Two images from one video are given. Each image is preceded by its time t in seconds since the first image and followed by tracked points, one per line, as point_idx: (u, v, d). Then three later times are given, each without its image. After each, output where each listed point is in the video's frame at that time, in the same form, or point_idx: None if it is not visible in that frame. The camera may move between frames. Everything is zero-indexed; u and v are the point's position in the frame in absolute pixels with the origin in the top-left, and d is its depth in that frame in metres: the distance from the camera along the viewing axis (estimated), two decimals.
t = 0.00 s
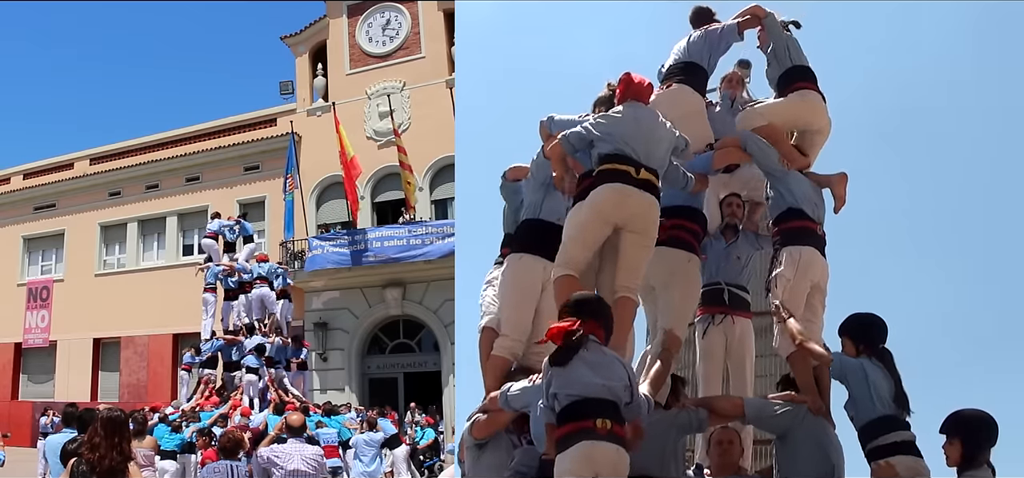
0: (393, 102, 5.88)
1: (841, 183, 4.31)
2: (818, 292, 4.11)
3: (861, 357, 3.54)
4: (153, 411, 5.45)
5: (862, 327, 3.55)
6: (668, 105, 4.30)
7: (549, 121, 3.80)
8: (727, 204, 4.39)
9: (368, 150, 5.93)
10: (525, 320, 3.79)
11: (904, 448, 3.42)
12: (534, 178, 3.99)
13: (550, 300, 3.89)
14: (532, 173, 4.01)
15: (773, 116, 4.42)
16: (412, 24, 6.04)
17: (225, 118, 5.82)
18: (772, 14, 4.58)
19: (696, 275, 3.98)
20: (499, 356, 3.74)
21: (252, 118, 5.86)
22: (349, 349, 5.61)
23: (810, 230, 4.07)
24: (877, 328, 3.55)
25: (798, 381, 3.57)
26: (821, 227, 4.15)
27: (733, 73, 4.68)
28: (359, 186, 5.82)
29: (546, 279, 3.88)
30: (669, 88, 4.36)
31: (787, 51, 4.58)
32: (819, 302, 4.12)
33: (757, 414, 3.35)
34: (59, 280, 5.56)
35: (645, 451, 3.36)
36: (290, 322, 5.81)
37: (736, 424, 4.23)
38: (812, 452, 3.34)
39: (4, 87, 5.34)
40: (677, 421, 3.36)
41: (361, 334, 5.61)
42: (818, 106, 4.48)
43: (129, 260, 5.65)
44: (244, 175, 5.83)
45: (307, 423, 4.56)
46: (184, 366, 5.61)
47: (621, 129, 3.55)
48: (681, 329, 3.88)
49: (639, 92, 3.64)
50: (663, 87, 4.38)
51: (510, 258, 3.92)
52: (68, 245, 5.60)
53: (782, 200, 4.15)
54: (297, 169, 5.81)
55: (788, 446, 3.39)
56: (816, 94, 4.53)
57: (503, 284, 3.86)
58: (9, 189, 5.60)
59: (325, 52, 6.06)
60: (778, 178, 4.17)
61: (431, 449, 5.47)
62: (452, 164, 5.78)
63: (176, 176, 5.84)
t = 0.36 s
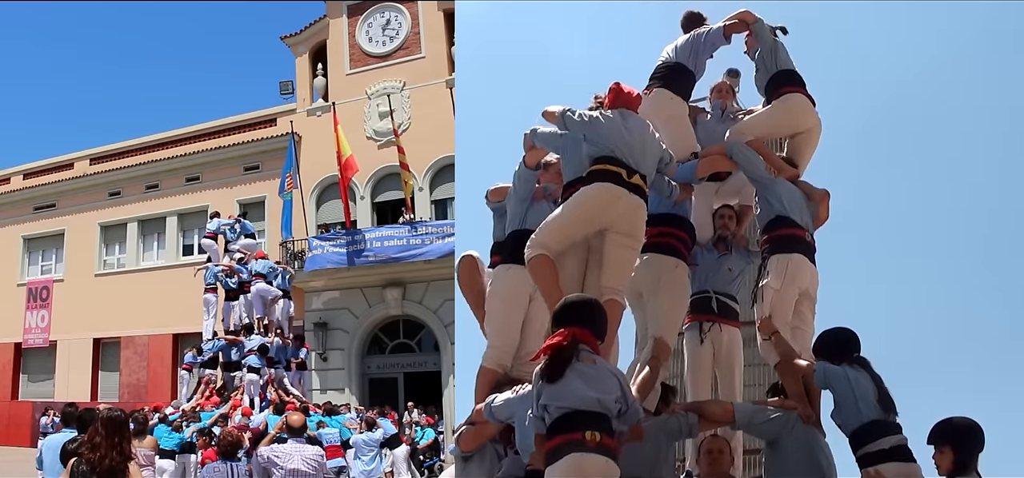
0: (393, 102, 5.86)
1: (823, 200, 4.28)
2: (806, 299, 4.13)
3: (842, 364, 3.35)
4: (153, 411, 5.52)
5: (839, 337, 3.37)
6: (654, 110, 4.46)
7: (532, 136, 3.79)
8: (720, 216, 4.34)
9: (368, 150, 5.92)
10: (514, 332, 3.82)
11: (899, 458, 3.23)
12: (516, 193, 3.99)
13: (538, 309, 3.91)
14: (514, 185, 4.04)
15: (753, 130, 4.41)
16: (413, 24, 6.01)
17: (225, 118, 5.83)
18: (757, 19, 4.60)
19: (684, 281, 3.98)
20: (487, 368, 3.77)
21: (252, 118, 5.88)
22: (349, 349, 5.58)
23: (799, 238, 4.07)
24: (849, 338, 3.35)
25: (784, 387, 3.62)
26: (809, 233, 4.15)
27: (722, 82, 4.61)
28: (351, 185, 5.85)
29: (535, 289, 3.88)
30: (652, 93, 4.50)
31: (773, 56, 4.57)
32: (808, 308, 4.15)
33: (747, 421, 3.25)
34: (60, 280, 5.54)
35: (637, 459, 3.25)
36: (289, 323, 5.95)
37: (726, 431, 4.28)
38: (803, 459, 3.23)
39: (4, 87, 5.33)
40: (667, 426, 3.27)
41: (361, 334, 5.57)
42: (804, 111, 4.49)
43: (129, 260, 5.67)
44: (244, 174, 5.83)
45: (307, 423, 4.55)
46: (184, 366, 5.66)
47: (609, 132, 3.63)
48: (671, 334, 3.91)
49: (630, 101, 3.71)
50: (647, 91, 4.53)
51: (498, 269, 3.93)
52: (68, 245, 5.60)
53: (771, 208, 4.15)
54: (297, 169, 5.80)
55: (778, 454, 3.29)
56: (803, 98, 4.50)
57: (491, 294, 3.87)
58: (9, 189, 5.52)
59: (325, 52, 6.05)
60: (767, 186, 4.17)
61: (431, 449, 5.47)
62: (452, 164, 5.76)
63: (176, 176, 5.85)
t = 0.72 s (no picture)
0: (393, 102, 5.86)
1: (818, 211, 4.30)
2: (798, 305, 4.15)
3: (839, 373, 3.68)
4: (154, 411, 5.49)
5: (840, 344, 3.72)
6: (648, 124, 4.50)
7: (522, 144, 4.03)
8: (711, 223, 4.46)
9: (368, 150, 5.92)
10: (505, 341, 3.99)
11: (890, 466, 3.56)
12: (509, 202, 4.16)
13: (530, 319, 4.08)
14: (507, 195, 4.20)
15: (751, 130, 4.54)
16: (413, 24, 6.00)
17: (224, 118, 5.82)
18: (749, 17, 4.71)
19: (672, 292, 4.04)
20: (478, 376, 3.93)
21: (252, 118, 5.86)
22: (349, 349, 5.59)
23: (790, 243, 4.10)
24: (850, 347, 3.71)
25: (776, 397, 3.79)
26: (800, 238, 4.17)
27: (717, 93, 4.52)
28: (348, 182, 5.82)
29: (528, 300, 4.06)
30: (648, 107, 4.54)
31: (766, 52, 4.70)
32: (801, 314, 4.15)
33: (732, 435, 3.48)
34: (59, 280, 5.57)
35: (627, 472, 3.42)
36: (289, 323, 5.79)
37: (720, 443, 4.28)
38: (789, 464, 3.50)
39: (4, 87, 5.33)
40: (654, 438, 3.49)
41: (361, 334, 5.57)
42: (802, 103, 4.58)
43: (129, 260, 5.67)
44: (244, 175, 5.83)
45: (307, 423, 4.56)
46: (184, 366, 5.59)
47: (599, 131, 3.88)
48: (658, 345, 3.95)
49: (614, 103, 3.98)
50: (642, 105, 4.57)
51: (491, 278, 4.09)
52: (68, 245, 5.61)
53: (761, 215, 4.20)
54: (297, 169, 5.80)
55: (765, 462, 3.55)
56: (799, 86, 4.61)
57: (485, 304, 4.02)
58: (9, 189, 5.58)
59: (325, 52, 6.05)
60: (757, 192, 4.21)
61: (432, 449, 5.44)
62: (452, 164, 5.76)
63: (176, 176, 5.85)
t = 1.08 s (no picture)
0: (393, 102, 5.85)
1: (819, 192, 4.44)
2: (796, 307, 4.14)
3: (832, 376, 3.73)
4: (154, 411, 5.52)
5: (836, 346, 3.77)
6: (643, 117, 4.65)
7: (514, 148, 4.15)
8: (705, 224, 4.48)
9: (368, 150, 5.89)
10: (500, 343, 4.11)
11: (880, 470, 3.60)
12: (502, 205, 4.28)
13: (524, 321, 4.20)
14: (500, 197, 4.29)
15: (750, 121, 4.63)
16: (413, 24, 6.00)
17: (225, 118, 5.80)
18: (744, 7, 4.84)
19: (668, 291, 4.08)
20: (473, 377, 4.03)
21: (252, 118, 5.83)
22: (349, 349, 5.58)
23: (790, 245, 4.11)
24: (850, 349, 3.74)
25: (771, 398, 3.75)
26: (799, 240, 4.18)
27: (710, 94, 4.79)
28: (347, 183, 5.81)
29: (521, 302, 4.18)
30: (643, 94, 4.67)
31: (760, 40, 4.82)
32: (798, 315, 4.16)
33: (725, 434, 3.52)
34: (59, 280, 5.58)
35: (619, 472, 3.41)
36: (289, 322, 5.84)
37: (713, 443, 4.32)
38: (781, 464, 3.51)
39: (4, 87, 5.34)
40: (647, 437, 3.49)
41: (361, 334, 5.58)
42: (795, 84, 4.64)
43: (129, 260, 5.66)
44: (244, 175, 5.83)
45: (307, 423, 4.57)
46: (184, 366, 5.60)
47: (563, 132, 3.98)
48: (654, 344, 4.01)
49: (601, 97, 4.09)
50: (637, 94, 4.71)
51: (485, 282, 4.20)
52: (68, 245, 5.62)
53: (761, 217, 4.21)
54: (297, 171, 5.79)
55: (757, 465, 3.56)
56: (794, 69, 4.70)
57: (480, 306, 4.14)
58: (9, 189, 5.63)
59: (325, 52, 6.04)
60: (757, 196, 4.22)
61: (431, 449, 5.45)
62: (452, 164, 5.76)
63: (176, 175, 5.84)
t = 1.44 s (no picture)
0: (393, 102, 5.84)
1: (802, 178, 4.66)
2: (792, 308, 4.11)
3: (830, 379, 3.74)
4: (154, 411, 5.50)
5: (838, 350, 3.73)
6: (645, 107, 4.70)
7: (511, 146, 4.22)
8: (701, 225, 4.54)
9: (368, 149, 5.89)
10: (496, 348, 4.09)
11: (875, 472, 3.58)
12: (500, 205, 4.25)
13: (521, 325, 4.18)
14: (497, 198, 4.29)
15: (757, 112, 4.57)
16: (413, 24, 5.99)
17: (224, 118, 5.80)
18: None
19: (662, 294, 4.11)
20: (470, 382, 4.05)
21: (252, 118, 5.83)
22: (349, 349, 5.58)
23: (783, 247, 4.10)
24: (854, 352, 3.70)
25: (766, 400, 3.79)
26: (793, 242, 4.17)
27: (703, 83, 5.05)
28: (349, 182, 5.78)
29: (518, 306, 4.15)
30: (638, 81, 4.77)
31: (755, 28, 4.79)
32: (794, 317, 4.13)
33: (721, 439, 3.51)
34: (59, 280, 5.58)
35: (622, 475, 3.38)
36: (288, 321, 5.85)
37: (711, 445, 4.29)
38: (779, 466, 3.54)
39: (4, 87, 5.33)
40: (644, 441, 3.47)
41: (361, 334, 5.56)
42: (793, 75, 4.60)
43: (130, 260, 5.66)
44: (244, 174, 5.86)
45: (307, 423, 4.57)
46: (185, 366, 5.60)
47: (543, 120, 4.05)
48: (651, 346, 4.04)
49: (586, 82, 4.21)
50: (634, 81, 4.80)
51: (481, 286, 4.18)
52: (68, 245, 5.61)
53: (753, 219, 4.17)
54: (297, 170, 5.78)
55: (755, 467, 3.58)
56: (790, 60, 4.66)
57: (477, 310, 4.13)
58: (9, 189, 5.63)
59: (325, 51, 6.02)
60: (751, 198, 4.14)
61: (431, 449, 5.45)
62: (452, 164, 5.75)
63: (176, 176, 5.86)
